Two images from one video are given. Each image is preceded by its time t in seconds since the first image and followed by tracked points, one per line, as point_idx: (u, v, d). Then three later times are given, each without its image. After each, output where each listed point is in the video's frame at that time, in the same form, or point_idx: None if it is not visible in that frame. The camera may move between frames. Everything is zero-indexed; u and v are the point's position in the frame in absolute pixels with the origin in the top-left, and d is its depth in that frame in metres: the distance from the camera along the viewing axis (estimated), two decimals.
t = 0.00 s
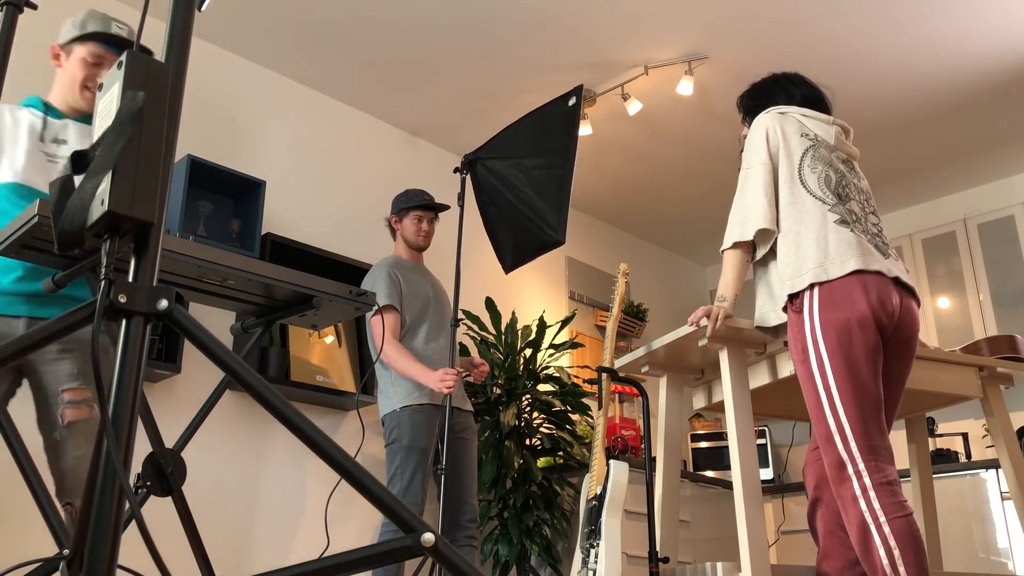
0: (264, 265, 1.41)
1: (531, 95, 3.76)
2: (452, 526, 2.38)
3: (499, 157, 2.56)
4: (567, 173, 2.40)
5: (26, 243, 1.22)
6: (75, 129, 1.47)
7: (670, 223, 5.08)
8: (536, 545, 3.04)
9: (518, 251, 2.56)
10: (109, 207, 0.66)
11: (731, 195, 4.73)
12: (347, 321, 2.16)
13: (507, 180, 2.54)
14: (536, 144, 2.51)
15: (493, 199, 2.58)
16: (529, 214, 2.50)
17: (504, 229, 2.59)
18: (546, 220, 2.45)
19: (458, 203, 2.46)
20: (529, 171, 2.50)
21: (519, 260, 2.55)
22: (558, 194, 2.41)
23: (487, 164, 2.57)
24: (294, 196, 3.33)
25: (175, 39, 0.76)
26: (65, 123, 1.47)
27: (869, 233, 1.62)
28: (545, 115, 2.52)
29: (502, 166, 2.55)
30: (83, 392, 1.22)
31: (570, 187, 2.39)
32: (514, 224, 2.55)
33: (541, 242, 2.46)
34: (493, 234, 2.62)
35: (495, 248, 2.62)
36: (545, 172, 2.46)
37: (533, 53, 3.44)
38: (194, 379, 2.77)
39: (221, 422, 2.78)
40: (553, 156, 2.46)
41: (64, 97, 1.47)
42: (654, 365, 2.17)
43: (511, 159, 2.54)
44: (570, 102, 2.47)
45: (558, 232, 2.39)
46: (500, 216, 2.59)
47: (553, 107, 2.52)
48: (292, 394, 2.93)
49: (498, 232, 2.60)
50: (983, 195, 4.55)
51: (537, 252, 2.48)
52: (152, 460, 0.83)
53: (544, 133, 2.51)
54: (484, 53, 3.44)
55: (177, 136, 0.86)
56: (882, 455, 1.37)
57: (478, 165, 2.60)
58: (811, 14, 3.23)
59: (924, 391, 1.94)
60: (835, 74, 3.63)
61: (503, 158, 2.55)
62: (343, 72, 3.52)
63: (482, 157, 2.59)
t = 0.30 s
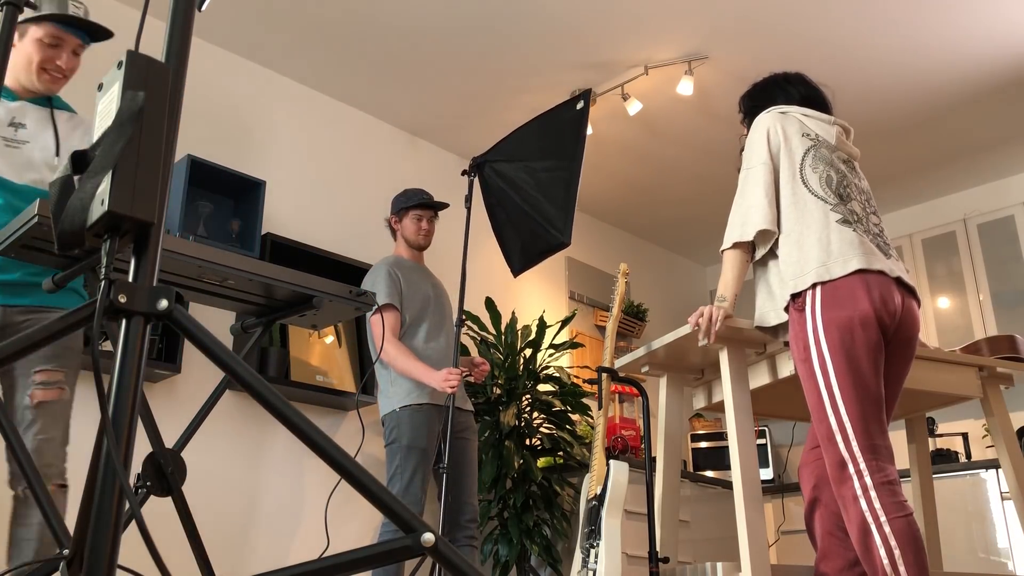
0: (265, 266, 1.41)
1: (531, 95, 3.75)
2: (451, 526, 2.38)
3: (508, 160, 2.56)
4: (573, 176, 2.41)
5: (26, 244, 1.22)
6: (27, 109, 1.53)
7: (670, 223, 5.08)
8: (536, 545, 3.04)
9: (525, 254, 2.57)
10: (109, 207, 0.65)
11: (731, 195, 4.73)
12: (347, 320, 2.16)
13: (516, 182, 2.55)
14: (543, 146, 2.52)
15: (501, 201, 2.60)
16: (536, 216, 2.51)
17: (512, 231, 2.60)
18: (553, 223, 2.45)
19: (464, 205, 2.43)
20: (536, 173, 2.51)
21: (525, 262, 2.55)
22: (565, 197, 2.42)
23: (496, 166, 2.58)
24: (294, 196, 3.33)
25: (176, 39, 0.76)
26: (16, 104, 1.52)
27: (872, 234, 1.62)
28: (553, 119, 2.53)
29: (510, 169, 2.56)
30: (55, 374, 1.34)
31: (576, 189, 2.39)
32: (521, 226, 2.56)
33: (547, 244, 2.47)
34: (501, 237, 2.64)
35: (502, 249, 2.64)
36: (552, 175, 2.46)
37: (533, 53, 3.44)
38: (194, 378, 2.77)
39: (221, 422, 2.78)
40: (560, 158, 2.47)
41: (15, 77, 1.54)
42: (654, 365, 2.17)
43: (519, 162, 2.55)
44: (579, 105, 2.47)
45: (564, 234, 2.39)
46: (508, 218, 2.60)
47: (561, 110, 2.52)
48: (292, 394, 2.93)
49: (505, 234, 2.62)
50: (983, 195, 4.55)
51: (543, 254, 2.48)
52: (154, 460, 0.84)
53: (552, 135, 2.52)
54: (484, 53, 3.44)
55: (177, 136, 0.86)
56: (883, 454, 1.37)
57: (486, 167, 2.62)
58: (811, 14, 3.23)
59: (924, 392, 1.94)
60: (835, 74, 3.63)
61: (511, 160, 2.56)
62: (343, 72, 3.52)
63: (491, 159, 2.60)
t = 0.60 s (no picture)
0: (265, 265, 1.41)
1: (531, 95, 3.76)
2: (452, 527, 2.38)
3: (525, 169, 2.58)
4: (591, 189, 2.46)
5: (25, 243, 1.22)
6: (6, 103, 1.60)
7: (670, 223, 5.08)
8: (536, 545, 3.04)
9: (535, 266, 2.59)
10: (109, 207, 0.66)
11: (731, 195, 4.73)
12: (347, 319, 2.16)
13: (532, 193, 2.57)
14: (559, 159, 2.57)
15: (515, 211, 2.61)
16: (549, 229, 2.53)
17: (524, 241, 2.62)
18: (568, 233, 2.49)
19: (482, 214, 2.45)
20: (552, 184, 2.55)
21: (538, 272, 2.57)
22: (581, 210, 2.47)
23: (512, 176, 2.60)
24: (294, 196, 3.33)
25: (176, 39, 0.76)
26: None
27: (875, 233, 1.62)
28: (569, 132, 2.58)
29: (526, 178, 2.57)
30: (33, 365, 1.40)
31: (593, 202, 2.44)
32: (535, 235, 2.58)
33: (559, 258, 2.50)
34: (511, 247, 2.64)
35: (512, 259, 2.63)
36: (569, 186, 2.51)
37: (533, 52, 3.44)
38: (194, 378, 2.77)
39: (221, 422, 2.78)
40: (577, 172, 2.52)
41: None
42: (654, 365, 2.17)
43: (535, 172, 2.57)
44: (596, 122, 2.55)
45: (580, 244, 2.43)
46: (521, 227, 2.61)
47: (578, 125, 2.58)
48: (293, 394, 2.93)
49: (518, 243, 2.62)
50: (983, 195, 4.55)
51: (557, 264, 2.50)
52: (152, 461, 0.84)
53: (568, 148, 2.56)
54: (484, 53, 3.44)
55: (177, 136, 0.86)
56: (886, 453, 1.37)
57: (502, 175, 2.61)
58: (811, 14, 3.23)
59: (925, 391, 1.94)
60: (834, 74, 3.63)
61: (528, 170, 2.58)
62: (343, 72, 3.52)
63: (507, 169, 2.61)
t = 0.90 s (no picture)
0: (265, 265, 1.41)
1: (530, 95, 3.76)
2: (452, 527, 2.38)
3: (529, 177, 2.63)
4: (590, 203, 2.46)
5: (25, 243, 1.22)
6: None
7: (670, 223, 5.08)
8: (536, 545, 3.03)
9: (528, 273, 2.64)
10: (109, 207, 0.66)
11: (730, 195, 4.73)
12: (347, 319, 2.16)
13: (535, 201, 2.62)
14: (564, 169, 2.56)
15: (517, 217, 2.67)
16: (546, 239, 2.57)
17: (523, 248, 2.68)
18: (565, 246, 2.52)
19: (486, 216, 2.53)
20: (555, 194, 2.57)
21: (530, 280, 2.62)
22: (579, 225, 2.49)
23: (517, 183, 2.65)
24: (294, 196, 3.33)
25: (175, 39, 0.76)
26: None
27: (875, 232, 1.62)
28: (577, 141, 2.57)
29: (531, 186, 2.63)
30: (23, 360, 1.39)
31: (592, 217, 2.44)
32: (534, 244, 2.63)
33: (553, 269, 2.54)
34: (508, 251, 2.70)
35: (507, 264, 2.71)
36: (570, 198, 2.52)
37: (533, 53, 3.44)
38: (194, 378, 2.77)
39: (221, 421, 2.78)
40: (580, 184, 2.52)
41: None
42: (654, 365, 2.17)
43: (539, 180, 2.61)
44: (600, 137, 2.53)
45: (573, 260, 2.47)
46: (522, 233, 2.66)
47: (586, 135, 2.57)
48: (293, 394, 2.93)
49: (517, 249, 2.69)
50: (984, 195, 4.55)
51: (550, 275, 2.55)
52: (152, 461, 0.84)
53: (574, 157, 2.55)
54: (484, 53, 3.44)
55: (176, 136, 0.86)
56: (887, 453, 1.37)
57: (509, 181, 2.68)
58: (810, 14, 3.23)
59: (925, 391, 1.94)
60: (834, 74, 3.63)
61: (532, 178, 2.63)
62: (343, 72, 3.52)
63: (513, 174, 2.66)
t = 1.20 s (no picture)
0: (264, 265, 1.41)
1: (530, 95, 3.76)
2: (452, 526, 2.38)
3: (518, 192, 2.77)
4: (576, 218, 2.65)
5: (25, 243, 1.22)
6: None
7: (669, 223, 5.07)
8: (536, 545, 3.03)
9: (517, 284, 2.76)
10: (109, 207, 0.66)
11: (730, 195, 4.72)
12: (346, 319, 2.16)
13: (523, 215, 2.76)
14: (551, 186, 2.75)
15: (506, 231, 2.78)
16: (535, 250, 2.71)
17: (509, 261, 2.80)
18: (552, 258, 2.67)
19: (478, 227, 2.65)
20: (542, 209, 2.73)
21: (517, 292, 2.74)
22: (568, 236, 2.66)
23: (506, 197, 2.78)
24: (294, 196, 3.33)
25: (176, 39, 0.76)
26: None
27: (874, 233, 1.62)
28: (561, 162, 2.77)
29: (519, 201, 2.76)
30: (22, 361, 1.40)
31: (579, 231, 2.63)
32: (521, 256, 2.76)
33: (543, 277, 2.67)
34: (497, 265, 2.82)
35: (493, 277, 2.82)
36: (556, 213, 2.70)
37: (533, 53, 3.44)
38: (194, 378, 2.77)
39: (221, 421, 2.78)
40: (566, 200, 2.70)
41: None
42: (654, 365, 2.17)
43: (528, 196, 2.76)
44: (584, 154, 2.73)
45: (558, 271, 2.62)
46: (509, 246, 2.78)
47: (570, 157, 2.77)
48: (293, 394, 2.93)
49: (503, 262, 2.81)
50: (984, 195, 4.55)
51: (537, 286, 2.68)
52: (152, 461, 0.84)
53: (560, 177, 2.75)
54: (485, 52, 3.44)
55: (177, 136, 0.86)
56: (888, 453, 1.37)
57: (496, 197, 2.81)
58: (810, 14, 3.23)
59: (925, 391, 1.94)
60: (834, 74, 3.63)
61: (521, 193, 2.77)
62: (342, 72, 3.52)
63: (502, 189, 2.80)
